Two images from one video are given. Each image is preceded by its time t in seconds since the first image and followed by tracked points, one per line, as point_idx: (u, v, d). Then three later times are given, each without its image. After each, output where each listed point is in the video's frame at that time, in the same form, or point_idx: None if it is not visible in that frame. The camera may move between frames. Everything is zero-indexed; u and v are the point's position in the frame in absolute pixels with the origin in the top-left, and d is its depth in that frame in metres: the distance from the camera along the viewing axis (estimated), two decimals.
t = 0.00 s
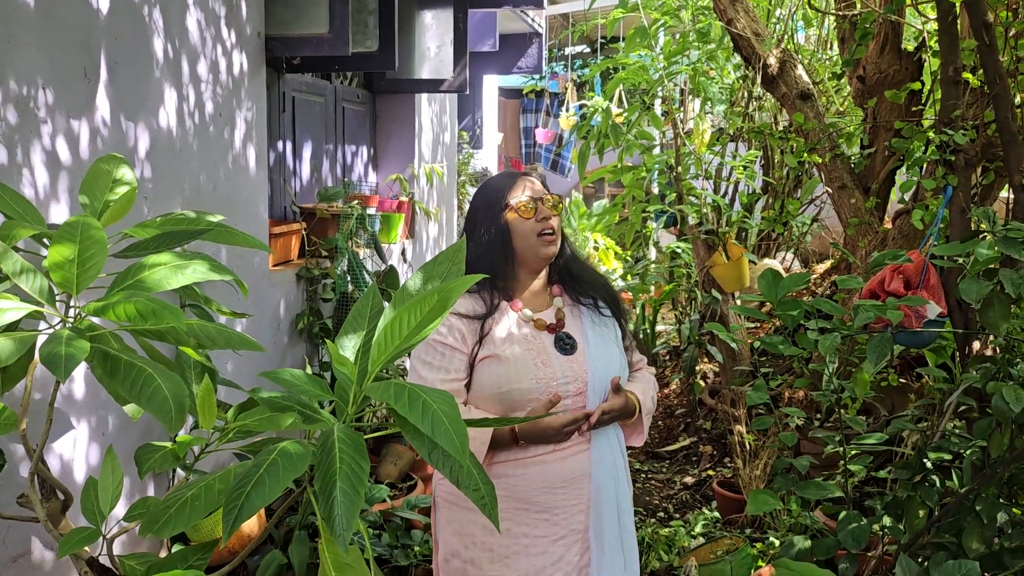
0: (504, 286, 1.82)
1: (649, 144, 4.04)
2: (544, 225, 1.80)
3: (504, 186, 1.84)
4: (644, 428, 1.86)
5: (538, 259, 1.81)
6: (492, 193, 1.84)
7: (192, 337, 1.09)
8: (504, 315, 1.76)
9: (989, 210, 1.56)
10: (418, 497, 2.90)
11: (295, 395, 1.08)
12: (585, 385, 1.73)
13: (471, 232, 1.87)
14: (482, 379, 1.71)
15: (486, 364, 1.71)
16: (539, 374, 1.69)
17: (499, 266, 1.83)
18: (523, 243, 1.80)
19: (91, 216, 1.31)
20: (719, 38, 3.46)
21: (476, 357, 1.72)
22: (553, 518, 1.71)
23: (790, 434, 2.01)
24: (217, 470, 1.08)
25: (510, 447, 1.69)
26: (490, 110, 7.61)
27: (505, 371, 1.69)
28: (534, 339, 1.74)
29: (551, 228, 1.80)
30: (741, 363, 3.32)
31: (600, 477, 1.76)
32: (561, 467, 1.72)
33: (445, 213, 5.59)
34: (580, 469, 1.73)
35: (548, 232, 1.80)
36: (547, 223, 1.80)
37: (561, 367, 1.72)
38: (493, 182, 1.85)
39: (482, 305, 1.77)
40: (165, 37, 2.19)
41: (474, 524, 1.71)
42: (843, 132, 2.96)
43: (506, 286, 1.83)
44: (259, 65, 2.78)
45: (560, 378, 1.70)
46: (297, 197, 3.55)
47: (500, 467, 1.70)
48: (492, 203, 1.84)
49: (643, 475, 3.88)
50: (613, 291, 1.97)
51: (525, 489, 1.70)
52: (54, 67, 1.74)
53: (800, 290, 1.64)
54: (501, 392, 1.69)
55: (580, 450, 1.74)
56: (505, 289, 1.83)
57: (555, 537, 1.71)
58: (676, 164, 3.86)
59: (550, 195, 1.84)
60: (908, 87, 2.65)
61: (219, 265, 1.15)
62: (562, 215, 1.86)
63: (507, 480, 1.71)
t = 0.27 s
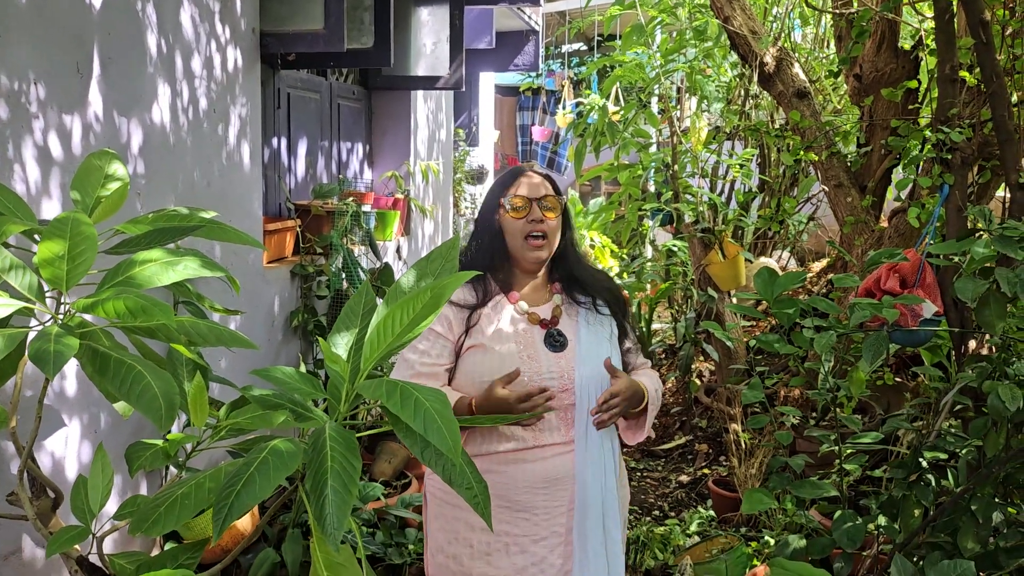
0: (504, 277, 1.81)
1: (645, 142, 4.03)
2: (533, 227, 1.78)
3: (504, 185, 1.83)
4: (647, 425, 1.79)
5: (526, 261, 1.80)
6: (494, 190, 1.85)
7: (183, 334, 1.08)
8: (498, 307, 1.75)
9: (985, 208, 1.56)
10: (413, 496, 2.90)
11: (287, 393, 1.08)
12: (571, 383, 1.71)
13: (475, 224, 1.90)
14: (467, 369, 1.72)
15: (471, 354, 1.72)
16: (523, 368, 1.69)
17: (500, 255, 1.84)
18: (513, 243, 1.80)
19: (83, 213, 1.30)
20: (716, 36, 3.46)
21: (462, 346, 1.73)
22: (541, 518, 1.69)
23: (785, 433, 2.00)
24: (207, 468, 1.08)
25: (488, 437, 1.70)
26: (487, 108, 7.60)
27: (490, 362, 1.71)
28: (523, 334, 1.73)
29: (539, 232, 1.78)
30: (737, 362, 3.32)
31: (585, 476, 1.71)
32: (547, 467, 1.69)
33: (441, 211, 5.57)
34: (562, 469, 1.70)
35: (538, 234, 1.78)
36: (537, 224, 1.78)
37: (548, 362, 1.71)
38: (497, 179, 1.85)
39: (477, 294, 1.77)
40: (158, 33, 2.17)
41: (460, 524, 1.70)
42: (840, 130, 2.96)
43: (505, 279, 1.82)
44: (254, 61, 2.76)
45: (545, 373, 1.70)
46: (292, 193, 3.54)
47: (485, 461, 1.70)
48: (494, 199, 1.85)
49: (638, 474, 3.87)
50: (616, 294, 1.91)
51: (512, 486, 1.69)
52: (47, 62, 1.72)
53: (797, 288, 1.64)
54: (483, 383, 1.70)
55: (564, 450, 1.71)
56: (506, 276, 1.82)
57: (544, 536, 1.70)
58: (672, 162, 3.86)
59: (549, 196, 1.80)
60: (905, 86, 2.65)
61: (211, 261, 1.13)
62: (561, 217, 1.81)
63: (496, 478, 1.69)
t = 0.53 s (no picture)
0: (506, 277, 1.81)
1: (642, 142, 4.03)
2: (530, 237, 1.76)
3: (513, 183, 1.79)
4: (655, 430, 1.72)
5: (521, 268, 1.79)
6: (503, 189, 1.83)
7: (177, 332, 1.08)
8: (494, 305, 1.76)
9: (981, 209, 1.56)
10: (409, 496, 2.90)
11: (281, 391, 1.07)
12: (561, 385, 1.69)
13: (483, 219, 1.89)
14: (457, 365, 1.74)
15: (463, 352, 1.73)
16: (514, 367, 1.69)
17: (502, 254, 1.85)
18: (509, 247, 1.79)
19: (78, 210, 1.29)
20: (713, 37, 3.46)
21: (454, 343, 1.75)
22: (533, 518, 1.69)
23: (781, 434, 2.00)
24: (201, 468, 1.07)
25: (474, 436, 1.70)
26: (484, 108, 7.59)
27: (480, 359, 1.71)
28: (518, 334, 1.72)
29: (536, 243, 1.76)
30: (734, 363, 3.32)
31: (567, 477, 1.67)
32: (538, 469, 1.69)
33: (438, 211, 5.57)
34: (547, 471, 1.69)
35: (534, 246, 1.76)
36: (534, 237, 1.75)
37: (539, 364, 1.69)
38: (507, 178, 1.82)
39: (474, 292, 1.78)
40: (154, 31, 2.17)
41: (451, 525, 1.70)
42: (837, 132, 2.96)
43: (505, 279, 1.82)
44: (250, 59, 2.76)
45: (535, 374, 1.69)
46: (288, 192, 3.53)
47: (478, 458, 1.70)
48: (502, 198, 1.83)
49: (634, 475, 3.87)
50: (620, 301, 1.88)
51: (503, 486, 1.69)
52: (42, 60, 1.72)
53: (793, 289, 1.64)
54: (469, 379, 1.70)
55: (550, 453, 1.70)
56: (506, 275, 1.82)
57: (535, 537, 1.70)
58: (669, 163, 3.86)
59: (553, 206, 1.76)
60: (902, 87, 2.65)
61: (206, 259, 1.13)
62: (563, 228, 1.78)
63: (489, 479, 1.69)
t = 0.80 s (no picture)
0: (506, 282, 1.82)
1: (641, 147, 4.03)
2: (530, 253, 1.74)
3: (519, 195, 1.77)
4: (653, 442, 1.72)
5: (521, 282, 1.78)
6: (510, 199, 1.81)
7: (177, 336, 1.07)
8: (494, 311, 1.77)
9: (980, 214, 1.56)
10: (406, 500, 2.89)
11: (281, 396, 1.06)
12: (560, 394, 1.69)
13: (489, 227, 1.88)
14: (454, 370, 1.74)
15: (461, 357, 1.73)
16: (512, 375, 1.68)
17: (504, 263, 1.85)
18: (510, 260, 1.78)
19: (77, 213, 1.29)
20: (711, 42, 3.46)
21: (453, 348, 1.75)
22: (529, 524, 1.69)
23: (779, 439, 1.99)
24: (200, 472, 1.07)
25: (470, 442, 1.70)
26: (483, 112, 7.60)
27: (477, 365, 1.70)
28: (518, 341, 1.71)
29: (536, 259, 1.74)
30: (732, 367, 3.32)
31: (561, 486, 1.68)
32: (534, 475, 1.69)
33: (436, 215, 5.56)
34: (545, 476, 1.69)
35: (533, 262, 1.74)
36: (534, 253, 1.74)
37: (538, 372, 1.69)
38: (514, 188, 1.80)
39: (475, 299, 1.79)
40: (154, 34, 2.17)
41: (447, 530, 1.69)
42: (835, 137, 2.96)
43: (507, 285, 1.83)
44: (250, 63, 2.76)
45: (532, 383, 1.68)
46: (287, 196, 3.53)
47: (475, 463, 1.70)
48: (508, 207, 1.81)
49: (633, 479, 3.87)
50: (621, 311, 1.88)
51: (500, 491, 1.69)
52: (41, 63, 1.72)
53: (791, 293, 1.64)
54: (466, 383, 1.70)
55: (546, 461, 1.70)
56: (508, 281, 1.83)
57: (532, 543, 1.69)
58: (667, 167, 3.86)
59: (556, 222, 1.74)
60: (900, 93, 2.66)
61: (206, 263, 1.13)
62: (564, 245, 1.75)
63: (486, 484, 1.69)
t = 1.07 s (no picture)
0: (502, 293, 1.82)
1: (638, 155, 4.04)
2: (526, 266, 1.74)
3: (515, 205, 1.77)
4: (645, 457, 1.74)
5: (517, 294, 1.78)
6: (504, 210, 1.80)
7: (175, 349, 1.08)
8: (491, 325, 1.76)
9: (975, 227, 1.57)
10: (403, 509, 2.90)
11: (279, 409, 1.07)
12: (556, 410, 1.69)
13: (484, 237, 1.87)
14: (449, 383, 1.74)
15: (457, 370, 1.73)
16: (509, 391, 1.68)
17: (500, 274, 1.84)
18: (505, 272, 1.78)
19: (76, 225, 1.30)
20: (708, 51, 3.48)
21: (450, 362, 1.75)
22: (526, 536, 1.69)
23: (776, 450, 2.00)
24: (199, 485, 1.07)
25: (466, 457, 1.70)
26: (480, 120, 7.62)
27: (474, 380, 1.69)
28: (514, 356, 1.72)
29: (531, 272, 1.74)
30: (729, 376, 3.33)
31: (557, 504, 1.69)
32: (528, 492, 1.69)
33: (434, 223, 5.58)
34: (542, 489, 1.69)
35: (529, 274, 1.74)
36: (530, 265, 1.74)
37: (534, 387, 1.69)
38: (509, 199, 1.80)
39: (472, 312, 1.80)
40: (153, 45, 2.18)
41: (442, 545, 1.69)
42: (832, 147, 2.98)
43: (503, 296, 1.83)
44: (248, 73, 2.77)
45: (529, 399, 1.68)
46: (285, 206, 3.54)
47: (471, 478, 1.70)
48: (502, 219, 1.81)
49: (629, 488, 3.87)
50: (616, 323, 1.90)
51: (495, 508, 1.68)
52: (40, 75, 1.72)
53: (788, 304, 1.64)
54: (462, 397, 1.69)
55: (541, 476, 1.71)
56: (505, 292, 1.83)
57: (528, 555, 1.70)
58: (665, 176, 3.86)
59: (553, 236, 1.74)
60: (895, 103, 2.67)
61: (205, 276, 1.13)
62: (560, 258, 1.75)
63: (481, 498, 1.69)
